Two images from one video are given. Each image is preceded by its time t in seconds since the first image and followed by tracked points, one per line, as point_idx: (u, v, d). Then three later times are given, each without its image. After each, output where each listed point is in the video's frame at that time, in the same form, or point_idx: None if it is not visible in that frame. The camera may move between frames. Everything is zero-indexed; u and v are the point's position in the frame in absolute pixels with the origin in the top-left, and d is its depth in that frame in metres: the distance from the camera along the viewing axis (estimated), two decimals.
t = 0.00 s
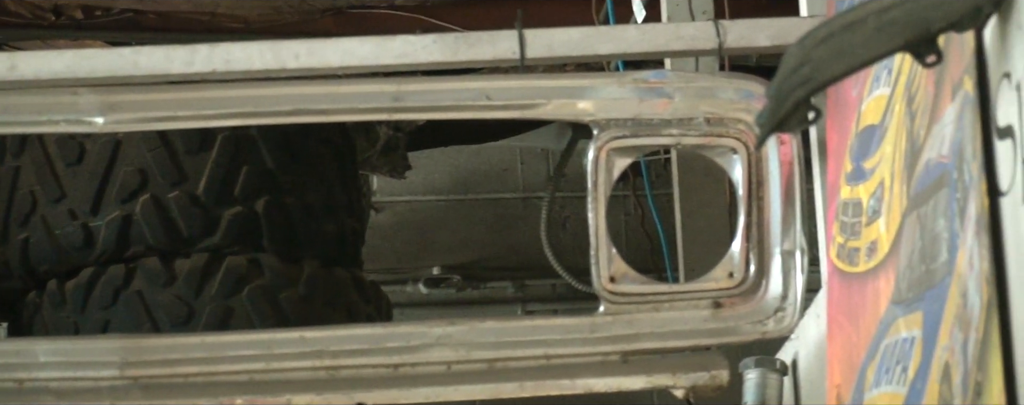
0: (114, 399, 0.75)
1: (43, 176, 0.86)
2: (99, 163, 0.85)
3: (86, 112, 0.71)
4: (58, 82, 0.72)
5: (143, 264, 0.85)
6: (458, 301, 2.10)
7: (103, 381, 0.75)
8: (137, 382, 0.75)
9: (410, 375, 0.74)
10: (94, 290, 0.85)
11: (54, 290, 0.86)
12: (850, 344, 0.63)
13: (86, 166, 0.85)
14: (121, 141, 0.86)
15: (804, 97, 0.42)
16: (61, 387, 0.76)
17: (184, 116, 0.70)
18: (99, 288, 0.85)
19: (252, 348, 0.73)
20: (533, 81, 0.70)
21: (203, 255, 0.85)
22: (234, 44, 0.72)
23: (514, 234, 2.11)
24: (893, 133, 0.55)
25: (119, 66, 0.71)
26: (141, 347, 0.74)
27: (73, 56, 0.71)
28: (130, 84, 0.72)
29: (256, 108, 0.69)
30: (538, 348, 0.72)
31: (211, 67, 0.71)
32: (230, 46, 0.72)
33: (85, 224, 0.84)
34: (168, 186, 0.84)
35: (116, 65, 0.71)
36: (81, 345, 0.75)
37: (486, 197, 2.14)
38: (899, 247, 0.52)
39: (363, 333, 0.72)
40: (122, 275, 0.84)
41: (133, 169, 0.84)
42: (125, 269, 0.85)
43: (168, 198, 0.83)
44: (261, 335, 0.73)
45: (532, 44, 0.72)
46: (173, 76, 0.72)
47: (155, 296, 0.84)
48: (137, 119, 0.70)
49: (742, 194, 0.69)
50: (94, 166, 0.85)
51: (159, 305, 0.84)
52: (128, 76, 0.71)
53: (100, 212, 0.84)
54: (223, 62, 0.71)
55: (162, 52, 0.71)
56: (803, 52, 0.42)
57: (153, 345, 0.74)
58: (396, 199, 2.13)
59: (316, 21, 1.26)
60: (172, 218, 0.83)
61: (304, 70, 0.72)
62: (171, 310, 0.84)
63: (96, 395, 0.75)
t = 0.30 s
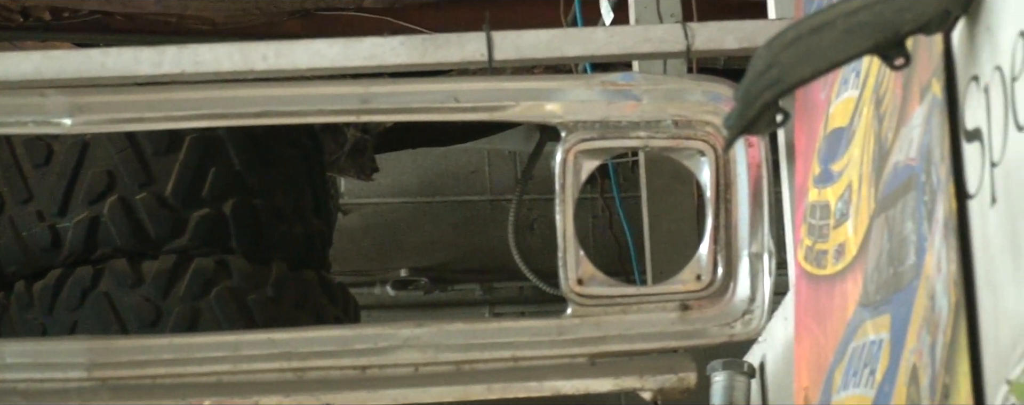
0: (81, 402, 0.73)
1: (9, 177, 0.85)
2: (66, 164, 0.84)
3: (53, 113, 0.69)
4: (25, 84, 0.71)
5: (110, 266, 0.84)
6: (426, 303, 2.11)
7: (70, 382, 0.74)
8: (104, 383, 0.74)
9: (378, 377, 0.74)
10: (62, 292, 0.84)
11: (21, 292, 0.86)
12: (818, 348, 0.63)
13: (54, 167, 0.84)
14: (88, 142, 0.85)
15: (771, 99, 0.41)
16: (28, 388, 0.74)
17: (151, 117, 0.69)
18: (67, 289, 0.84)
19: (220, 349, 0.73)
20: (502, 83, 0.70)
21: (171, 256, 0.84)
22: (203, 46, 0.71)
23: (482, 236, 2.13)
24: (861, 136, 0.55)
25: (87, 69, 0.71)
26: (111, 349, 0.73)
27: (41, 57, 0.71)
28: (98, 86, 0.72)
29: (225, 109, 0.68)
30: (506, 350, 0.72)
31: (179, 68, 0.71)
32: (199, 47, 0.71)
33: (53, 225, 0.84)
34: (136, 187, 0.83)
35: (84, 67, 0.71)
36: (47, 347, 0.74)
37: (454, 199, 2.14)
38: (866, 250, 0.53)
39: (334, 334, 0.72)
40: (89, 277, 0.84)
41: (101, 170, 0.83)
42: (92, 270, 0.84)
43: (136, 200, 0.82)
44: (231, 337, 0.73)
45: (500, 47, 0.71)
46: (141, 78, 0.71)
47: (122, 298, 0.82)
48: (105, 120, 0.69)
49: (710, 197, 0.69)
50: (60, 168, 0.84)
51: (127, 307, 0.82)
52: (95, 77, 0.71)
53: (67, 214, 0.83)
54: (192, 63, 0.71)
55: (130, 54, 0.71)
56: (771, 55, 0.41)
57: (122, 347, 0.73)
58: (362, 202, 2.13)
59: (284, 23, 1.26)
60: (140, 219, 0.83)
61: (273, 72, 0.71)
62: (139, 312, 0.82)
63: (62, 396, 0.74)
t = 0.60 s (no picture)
0: None
1: None
2: (31, 166, 0.83)
3: (20, 115, 0.69)
4: None
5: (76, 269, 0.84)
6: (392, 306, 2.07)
7: (36, 385, 0.74)
8: (70, 385, 0.73)
9: (343, 381, 0.74)
10: (28, 295, 0.83)
11: None
12: (785, 352, 0.62)
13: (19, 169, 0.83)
14: (54, 145, 0.84)
15: (737, 104, 0.40)
16: None
17: (116, 120, 0.69)
18: (33, 292, 0.83)
19: (184, 353, 0.72)
20: (467, 87, 0.69)
21: (136, 260, 0.83)
22: (170, 48, 0.70)
23: (447, 239, 2.13)
24: (827, 141, 0.56)
25: (52, 71, 0.69)
26: (75, 352, 0.73)
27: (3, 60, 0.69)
28: (60, 88, 0.70)
29: (190, 112, 0.68)
30: (471, 354, 0.72)
31: (146, 71, 0.69)
32: (165, 49, 0.70)
33: (18, 228, 0.82)
34: (102, 190, 0.82)
35: (50, 70, 0.69)
36: (13, 349, 0.74)
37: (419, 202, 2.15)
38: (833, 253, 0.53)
39: (300, 337, 0.72)
40: (55, 280, 0.83)
41: (67, 172, 0.82)
42: (58, 273, 0.83)
43: (102, 203, 0.82)
44: (195, 340, 0.72)
45: (466, 50, 0.71)
46: (106, 81, 0.70)
47: (89, 302, 0.82)
48: (71, 123, 0.69)
49: (676, 200, 0.69)
50: (26, 171, 0.83)
51: (93, 311, 0.82)
52: (59, 80, 0.69)
53: (33, 217, 0.82)
54: (158, 67, 0.69)
55: (96, 56, 0.70)
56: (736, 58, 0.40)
57: (86, 350, 0.73)
58: (329, 204, 2.13)
59: (251, 26, 1.27)
60: (105, 223, 0.82)
61: (239, 75, 0.70)
62: (105, 316, 0.82)
63: (28, 399, 0.74)
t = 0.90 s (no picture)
0: None
1: None
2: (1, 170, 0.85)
3: None
4: None
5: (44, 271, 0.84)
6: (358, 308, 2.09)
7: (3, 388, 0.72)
8: (38, 388, 0.72)
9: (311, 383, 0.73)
10: None
11: None
12: (754, 357, 0.62)
13: None
14: (24, 148, 0.85)
15: (707, 108, 0.39)
16: None
17: (86, 124, 0.68)
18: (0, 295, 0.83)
19: (153, 355, 0.71)
20: (435, 91, 0.69)
21: (104, 262, 0.84)
22: (138, 51, 0.70)
23: (414, 244, 2.13)
24: (795, 145, 0.56)
25: (22, 72, 0.70)
26: (43, 355, 0.72)
27: None
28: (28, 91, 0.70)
29: (158, 116, 0.67)
30: (438, 357, 0.71)
31: (114, 74, 0.70)
32: (133, 53, 0.70)
33: None
34: (71, 192, 0.83)
35: (19, 73, 0.70)
36: None
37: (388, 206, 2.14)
38: (803, 258, 0.53)
39: (266, 341, 0.71)
40: (23, 283, 0.83)
41: (36, 176, 0.84)
42: (26, 276, 0.84)
43: (71, 205, 0.83)
44: (163, 343, 0.72)
45: (435, 53, 0.70)
46: (75, 84, 0.71)
47: (56, 304, 0.82)
48: (41, 125, 0.68)
49: (644, 204, 0.69)
50: None
51: (60, 313, 0.82)
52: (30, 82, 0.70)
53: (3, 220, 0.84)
54: (127, 69, 0.70)
55: (66, 59, 0.70)
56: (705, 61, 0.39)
57: (54, 353, 0.72)
58: (298, 208, 2.14)
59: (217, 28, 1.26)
60: (74, 225, 0.83)
61: (208, 78, 0.70)
62: (73, 318, 0.82)
63: None
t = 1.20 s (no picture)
0: None
1: None
2: None
3: None
4: None
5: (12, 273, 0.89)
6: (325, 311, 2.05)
7: None
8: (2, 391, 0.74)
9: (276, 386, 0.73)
10: None
11: None
12: (720, 360, 0.62)
13: None
14: None
15: (672, 112, 0.40)
16: None
17: (53, 126, 0.67)
18: None
19: (118, 357, 0.71)
20: (401, 94, 0.68)
21: (70, 265, 0.89)
22: (104, 53, 0.69)
23: (380, 246, 2.13)
24: (762, 148, 0.56)
25: None
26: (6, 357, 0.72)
27: None
28: None
29: (123, 118, 0.67)
30: (403, 360, 0.72)
31: (81, 77, 0.69)
32: (99, 55, 0.69)
33: None
34: (39, 196, 0.88)
35: None
36: None
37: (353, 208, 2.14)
38: (768, 261, 0.53)
39: (231, 344, 0.71)
40: None
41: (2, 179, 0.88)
42: None
43: (39, 208, 0.87)
44: (129, 345, 0.72)
45: (401, 57, 0.70)
46: (40, 86, 0.69)
47: (23, 306, 0.87)
48: (5, 128, 0.67)
49: (611, 207, 0.69)
50: None
51: (27, 315, 0.87)
52: None
53: None
54: (93, 71, 0.69)
55: (31, 61, 0.69)
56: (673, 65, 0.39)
57: (19, 355, 0.72)
58: (264, 209, 2.13)
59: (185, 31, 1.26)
60: (40, 227, 0.88)
61: (175, 81, 0.69)
62: (40, 320, 0.87)
63: None
